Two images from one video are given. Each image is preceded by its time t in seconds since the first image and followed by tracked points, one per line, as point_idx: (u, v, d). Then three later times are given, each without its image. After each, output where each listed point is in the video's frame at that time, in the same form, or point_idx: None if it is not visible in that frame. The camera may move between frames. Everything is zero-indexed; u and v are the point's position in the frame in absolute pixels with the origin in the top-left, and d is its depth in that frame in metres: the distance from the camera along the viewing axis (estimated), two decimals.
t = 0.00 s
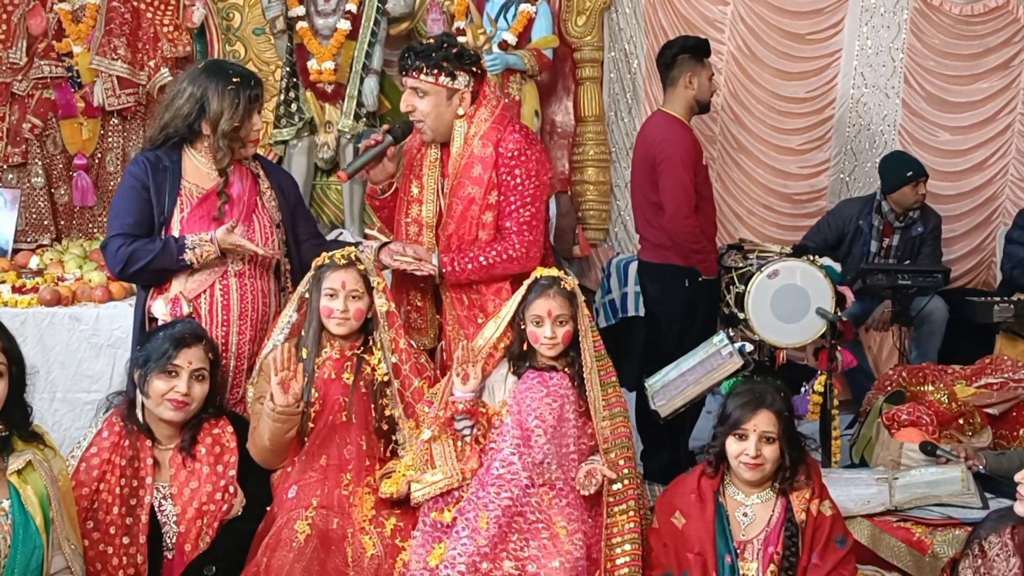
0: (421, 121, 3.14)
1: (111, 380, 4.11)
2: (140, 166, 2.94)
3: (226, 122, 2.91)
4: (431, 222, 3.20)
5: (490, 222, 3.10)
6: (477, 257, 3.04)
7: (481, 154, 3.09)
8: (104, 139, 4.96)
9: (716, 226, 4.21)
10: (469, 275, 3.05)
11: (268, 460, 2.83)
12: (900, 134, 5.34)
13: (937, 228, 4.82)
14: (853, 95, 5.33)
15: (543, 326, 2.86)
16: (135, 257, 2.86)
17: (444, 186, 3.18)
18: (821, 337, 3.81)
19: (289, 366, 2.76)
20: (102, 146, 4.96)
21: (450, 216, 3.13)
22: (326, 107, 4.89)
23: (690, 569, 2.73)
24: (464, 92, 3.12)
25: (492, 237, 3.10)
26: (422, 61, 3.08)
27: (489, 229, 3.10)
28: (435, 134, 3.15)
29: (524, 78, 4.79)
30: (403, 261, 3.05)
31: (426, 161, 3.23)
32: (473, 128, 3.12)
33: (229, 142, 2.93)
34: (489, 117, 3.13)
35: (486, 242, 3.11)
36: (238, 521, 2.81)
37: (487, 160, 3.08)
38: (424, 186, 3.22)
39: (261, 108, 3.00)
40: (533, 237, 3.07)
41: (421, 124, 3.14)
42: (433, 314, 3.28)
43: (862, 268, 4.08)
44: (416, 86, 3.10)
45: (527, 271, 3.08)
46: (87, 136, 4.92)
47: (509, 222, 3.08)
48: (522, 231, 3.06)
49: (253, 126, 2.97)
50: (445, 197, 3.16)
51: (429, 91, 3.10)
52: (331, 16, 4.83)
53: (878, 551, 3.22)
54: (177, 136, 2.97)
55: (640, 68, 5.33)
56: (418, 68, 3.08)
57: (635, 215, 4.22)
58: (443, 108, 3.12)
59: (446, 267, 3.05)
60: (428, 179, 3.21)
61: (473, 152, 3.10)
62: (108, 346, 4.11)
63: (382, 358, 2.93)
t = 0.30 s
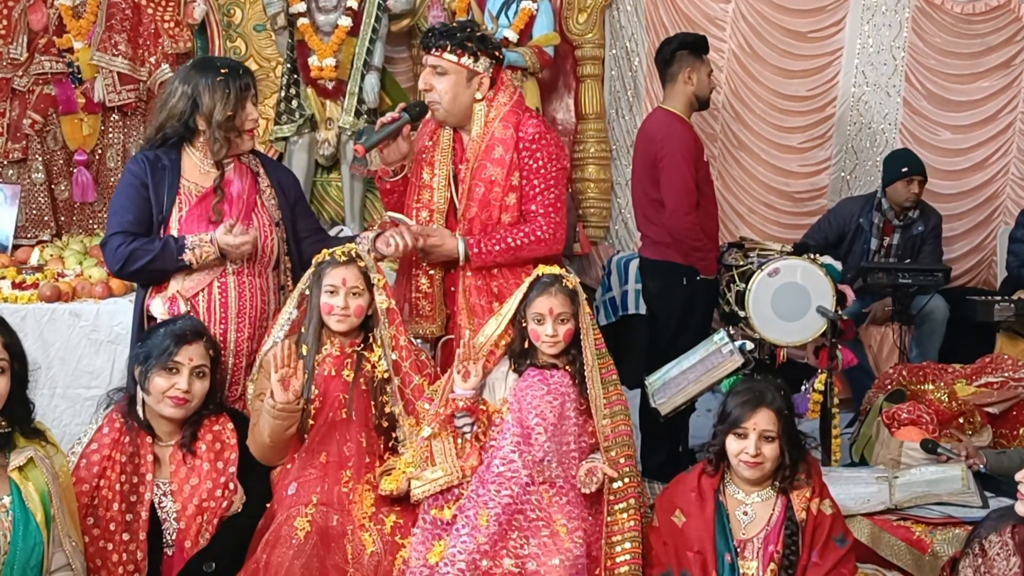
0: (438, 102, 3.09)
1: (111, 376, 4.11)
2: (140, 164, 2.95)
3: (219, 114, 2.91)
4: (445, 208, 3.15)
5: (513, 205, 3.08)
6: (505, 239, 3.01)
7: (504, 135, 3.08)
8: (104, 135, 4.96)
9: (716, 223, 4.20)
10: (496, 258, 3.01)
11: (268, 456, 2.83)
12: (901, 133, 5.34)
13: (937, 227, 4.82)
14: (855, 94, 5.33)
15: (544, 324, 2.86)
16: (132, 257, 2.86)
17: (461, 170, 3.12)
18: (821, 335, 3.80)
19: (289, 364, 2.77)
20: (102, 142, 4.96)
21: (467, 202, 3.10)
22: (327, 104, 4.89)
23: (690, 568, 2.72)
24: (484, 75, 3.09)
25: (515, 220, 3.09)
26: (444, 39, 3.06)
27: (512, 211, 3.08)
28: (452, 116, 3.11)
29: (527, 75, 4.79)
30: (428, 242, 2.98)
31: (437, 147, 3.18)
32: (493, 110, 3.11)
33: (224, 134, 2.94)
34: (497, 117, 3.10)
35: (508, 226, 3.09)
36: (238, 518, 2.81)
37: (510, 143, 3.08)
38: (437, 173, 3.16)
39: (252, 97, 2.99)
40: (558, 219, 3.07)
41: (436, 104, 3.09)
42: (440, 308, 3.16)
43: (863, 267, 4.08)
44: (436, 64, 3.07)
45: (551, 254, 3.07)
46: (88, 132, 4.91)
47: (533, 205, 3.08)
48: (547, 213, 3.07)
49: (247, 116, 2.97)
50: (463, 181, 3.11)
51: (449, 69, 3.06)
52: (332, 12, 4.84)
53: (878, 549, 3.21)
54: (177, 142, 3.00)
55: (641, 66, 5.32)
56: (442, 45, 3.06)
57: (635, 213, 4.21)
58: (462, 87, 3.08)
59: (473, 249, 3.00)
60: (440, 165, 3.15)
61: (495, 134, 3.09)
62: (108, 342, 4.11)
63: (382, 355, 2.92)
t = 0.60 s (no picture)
0: (470, 83, 3.10)
1: (111, 373, 4.11)
2: (139, 161, 2.97)
3: (211, 95, 2.92)
4: (466, 195, 3.15)
5: (542, 192, 3.11)
6: (538, 225, 3.04)
7: (538, 122, 3.12)
8: (104, 132, 4.95)
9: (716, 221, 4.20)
10: (530, 243, 3.03)
11: (269, 454, 2.83)
12: (901, 131, 5.34)
13: (937, 225, 4.81)
14: (855, 92, 5.33)
15: (545, 321, 2.86)
16: (131, 252, 2.88)
17: (490, 156, 3.12)
18: (822, 334, 3.80)
19: (290, 361, 2.77)
20: (102, 138, 4.95)
21: (493, 189, 3.10)
22: (327, 101, 4.89)
23: (690, 566, 2.72)
24: (518, 63, 3.15)
25: (543, 207, 3.12)
26: (482, 22, 3.09)
27: (541, 199, 3.11)
28: (484, 99, 3.12)
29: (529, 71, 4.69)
30: (461, 230, 3.00)
31: (457, 134, 3.19)
32: (524, 98, 3.15)
33: (217, 114, 2.94)
34: (523, 108, 3.14)
35: (536, 213, 3.11)
36: (238, 515, 2.81)
37: (543, 130, 3.11)
38: (459, 159, 3.15)
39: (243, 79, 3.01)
40: (587, 208, 3.13)
41: (471, 83, 3.10)
42: (463, 297, 3.15)
43: (863, 265, 4.08)
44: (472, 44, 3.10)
45: (576, 242, 3.11)
46: (88, 129, 4.90)
47: (563, 192, 3.12)
48: (577, 201, 3.11)
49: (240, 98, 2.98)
50: (493, 166, 3.12)
51: (488, 50, 3.09)
52: (332, 9, 4.83)
53: (878, 548, 3.18)
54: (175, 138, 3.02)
55: (642, 64, 5.31)
56: (478, 26, 3.09)
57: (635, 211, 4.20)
58: (497, 71, 3.11)
59: (506, 235, 3.02)
60: (465, 150, 3.16)
61: (527, 120, 3.12)
62: (108, 339, 4.11)
63: (382, 352, 2.92)
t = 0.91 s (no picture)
0: (493, 74, 3.08)
1: (111, 370, 4.11)
2: (142, 160, 3.04)
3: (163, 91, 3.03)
4: (487, 187, 3.13)
5: (567, 184, 3.13)
6: (567, 217, 3.07)
7: (563, 115, 3.12)
8: (104, 129, 4.95)
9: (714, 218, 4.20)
10: (560, 235, 3.06)
11: (269, 450, 2.83)
12: (901, 128, 5.34)
13: (937, 222, 4.80)
14: (855, 89, 5.33)
15: (545, 318, 2.86)
16: (127, 256, 2.94)
17: (515, 148, 3.09)
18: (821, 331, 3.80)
19: (290, 359, 2.77)
20: (102, 136, 4.95)
21: (520, 181, 3.08)
22: (327, 98, 4.87)
23: (690, 563, 2.72)
24: (535, 55, 3.14)
25: (566, 199, 3.15)
26: (503, 14, 3.09)
27: (565, 191, 3.13)
28: (505, 89, 3.10)
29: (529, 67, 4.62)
30: (497, 223, 2.98)
31: (475, 128, 3.16)
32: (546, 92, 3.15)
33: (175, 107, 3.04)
34: (546, 101, 3.13)
35: (560, 205, 3.14)
36: (238, 512, 2.81)
37: (568, 122, 3.13)
38: (482, 152, 3.13)
39: (211, 69, 3.06)
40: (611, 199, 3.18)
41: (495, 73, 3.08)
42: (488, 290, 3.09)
43: (863, 262, 4.09)
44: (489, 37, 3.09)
45: (599, 233, 3.15)
46: (87, 126, 4.91)
47: (588, 185, 3.15)
48: (601, 193, 3.15)
49: (195, 89, 3.04)
50: (518, 159, 3.09)
51: (508, 41, 3.09)
52: (332, 6, 4.82)
53: (878, 545, 3.23)
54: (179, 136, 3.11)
55: (642, 60, 5.30)
56: (498, 18, 3.08)
57: (634, 208, 4.20)
58: (518, 62, 3.10)
59: (539, 228, 3.03)
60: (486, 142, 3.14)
61: (551, 113, 3.12)
62: (108, 336, 4.11)
63: (382, 349, 2.92)
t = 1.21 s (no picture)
0: (503, 68, 3.07)
1: (111, 368, 4.11)
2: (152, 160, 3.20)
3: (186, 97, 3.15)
4: (501, 183, 3.11)
5: (580, 180, 3.14)
6: (583, 212, 3.07)
7: (576, 112, 3.12)
8: (104, 127, 4.95)
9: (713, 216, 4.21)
10: (576, 230, 3.06)
11: (268, 448, 2.84)
12: (901, 126, 5.34)
13: (937, 220, 4.81)
14: (855, 86, 5.33)
15: (545, 315, 2.85)
16: (118, 248, 3.09)
17: (529, 144, 3.08)
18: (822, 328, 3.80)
19: (289, 356, 2.77)
20: (102, 133, 4.95)
21: (536, 177, 3.06)
22: (327, 96, 4.89)
23: (691, 560, 2.72)
24: (545, 51, 3.15)
25: (580, 194, 3.15)
26: (513, 9, 3.08)
27: (578, 188, 3.13)
28: (515, 84, 3.09)
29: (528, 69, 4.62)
30: (516, 219, 2.97)
31: (488, 123, 3.15)
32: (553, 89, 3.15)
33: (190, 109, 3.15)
34: (560, 97, 3.13)
35: (574, 201, 3.14)
36: (238, 510, 2.80)
37: (580, 119, 3.12)
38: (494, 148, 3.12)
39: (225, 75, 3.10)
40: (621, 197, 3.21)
41: (505, 67, 3.07)
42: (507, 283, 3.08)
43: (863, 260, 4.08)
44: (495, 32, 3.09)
45: (611, 228, 3.17)
46: (87, 124, 4.90)
47: (601, 180, 3.17)
48: (613, 188, 3.17)
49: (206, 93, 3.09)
50: (533, 155, 3.07)
51: (518, 36, 3.07)
52: (331, 4, 4.83)
53: (878, 541, 3.22)
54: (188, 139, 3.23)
55: (641, 58, 5.31)
56: (508, 13, 3.08)
57: (633, 204, 4.20)
58: (528, 57, 3.09)
59: (556, 224, 3.03)
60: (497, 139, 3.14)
61: (565, 109, 3.12)
62: (108, 334, 4.11)
63: (382, 347, 2.92)
